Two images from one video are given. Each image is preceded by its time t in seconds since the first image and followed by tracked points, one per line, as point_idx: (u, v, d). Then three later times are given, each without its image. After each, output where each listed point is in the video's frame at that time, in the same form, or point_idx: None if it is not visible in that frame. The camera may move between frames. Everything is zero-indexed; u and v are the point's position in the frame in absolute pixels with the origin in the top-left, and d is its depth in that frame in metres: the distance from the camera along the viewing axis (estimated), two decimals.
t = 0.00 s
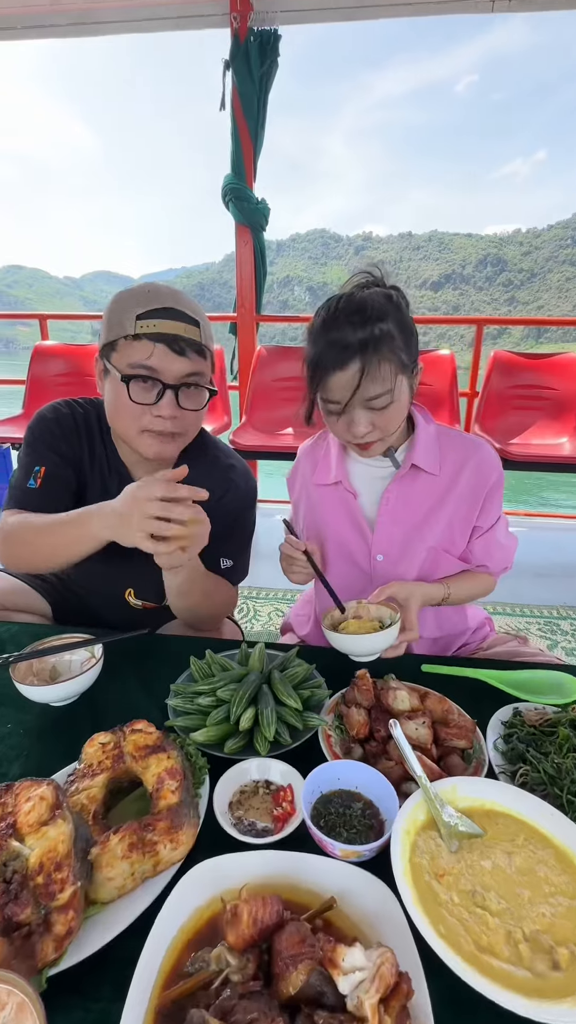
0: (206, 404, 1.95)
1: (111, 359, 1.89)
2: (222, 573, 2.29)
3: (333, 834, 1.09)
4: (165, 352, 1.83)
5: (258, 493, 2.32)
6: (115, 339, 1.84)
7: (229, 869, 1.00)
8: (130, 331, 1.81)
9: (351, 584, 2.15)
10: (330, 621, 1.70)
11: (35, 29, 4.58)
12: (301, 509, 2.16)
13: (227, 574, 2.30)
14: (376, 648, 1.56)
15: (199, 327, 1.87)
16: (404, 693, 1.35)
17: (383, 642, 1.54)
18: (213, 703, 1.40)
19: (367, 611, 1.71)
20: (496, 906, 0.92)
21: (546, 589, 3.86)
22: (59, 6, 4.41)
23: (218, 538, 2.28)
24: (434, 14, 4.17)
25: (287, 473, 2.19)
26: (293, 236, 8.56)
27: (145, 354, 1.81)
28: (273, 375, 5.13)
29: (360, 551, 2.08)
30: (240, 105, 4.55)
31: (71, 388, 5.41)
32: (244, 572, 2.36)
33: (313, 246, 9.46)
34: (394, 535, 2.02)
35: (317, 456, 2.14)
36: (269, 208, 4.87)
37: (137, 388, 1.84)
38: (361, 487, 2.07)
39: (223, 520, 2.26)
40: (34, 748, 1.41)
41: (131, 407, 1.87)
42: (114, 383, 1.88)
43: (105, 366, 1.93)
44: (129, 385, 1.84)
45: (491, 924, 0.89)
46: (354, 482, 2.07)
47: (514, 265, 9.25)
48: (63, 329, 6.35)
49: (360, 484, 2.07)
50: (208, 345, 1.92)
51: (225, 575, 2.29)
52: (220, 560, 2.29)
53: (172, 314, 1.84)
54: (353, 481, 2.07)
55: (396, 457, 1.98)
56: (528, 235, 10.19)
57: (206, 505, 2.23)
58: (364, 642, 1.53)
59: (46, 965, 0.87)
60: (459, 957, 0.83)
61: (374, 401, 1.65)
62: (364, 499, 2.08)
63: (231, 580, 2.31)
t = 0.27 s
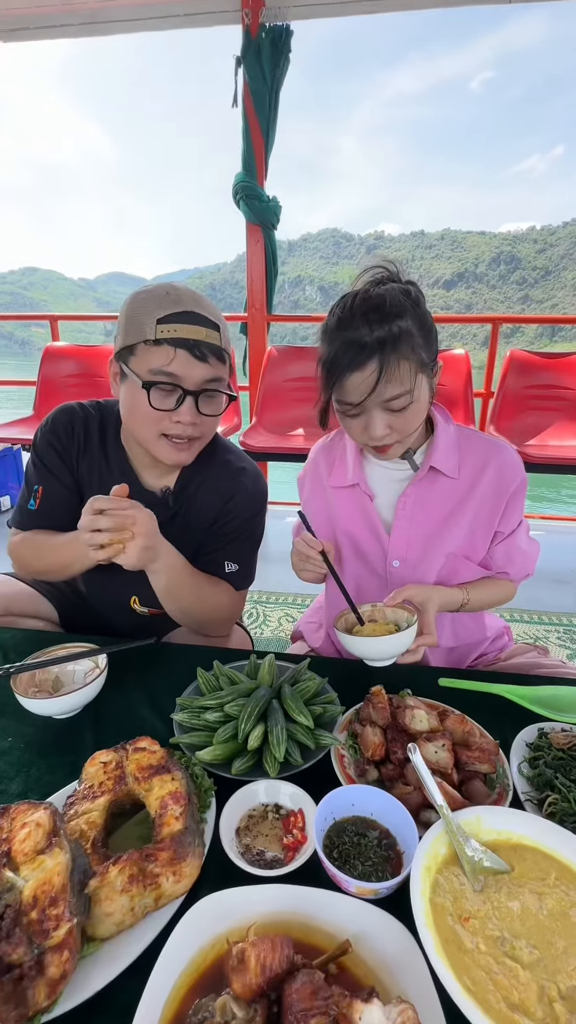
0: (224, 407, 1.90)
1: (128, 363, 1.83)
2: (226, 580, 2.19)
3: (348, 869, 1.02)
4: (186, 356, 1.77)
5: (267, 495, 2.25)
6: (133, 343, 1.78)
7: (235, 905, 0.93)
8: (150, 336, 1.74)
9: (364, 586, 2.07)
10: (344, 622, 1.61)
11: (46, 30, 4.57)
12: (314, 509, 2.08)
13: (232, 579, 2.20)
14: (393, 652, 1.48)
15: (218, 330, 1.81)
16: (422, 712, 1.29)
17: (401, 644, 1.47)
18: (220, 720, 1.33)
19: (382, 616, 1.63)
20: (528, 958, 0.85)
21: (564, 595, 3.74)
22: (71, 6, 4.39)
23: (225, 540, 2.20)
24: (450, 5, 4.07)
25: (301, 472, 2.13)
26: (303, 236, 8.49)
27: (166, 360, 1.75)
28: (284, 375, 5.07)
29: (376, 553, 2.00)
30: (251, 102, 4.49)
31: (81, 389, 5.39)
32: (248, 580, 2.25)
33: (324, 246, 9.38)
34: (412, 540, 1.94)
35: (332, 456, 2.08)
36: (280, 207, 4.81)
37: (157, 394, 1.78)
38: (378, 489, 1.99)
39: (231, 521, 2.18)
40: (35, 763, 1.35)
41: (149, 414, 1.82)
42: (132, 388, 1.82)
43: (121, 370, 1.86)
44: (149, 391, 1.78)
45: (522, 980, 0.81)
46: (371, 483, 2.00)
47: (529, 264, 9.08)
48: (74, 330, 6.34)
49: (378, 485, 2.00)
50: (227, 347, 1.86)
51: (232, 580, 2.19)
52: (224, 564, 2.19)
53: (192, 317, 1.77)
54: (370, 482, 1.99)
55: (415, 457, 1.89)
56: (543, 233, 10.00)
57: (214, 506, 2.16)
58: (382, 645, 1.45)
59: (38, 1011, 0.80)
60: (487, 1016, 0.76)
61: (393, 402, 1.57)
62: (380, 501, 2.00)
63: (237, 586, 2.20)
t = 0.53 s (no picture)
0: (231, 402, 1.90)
1: (137, 359, 1.81)
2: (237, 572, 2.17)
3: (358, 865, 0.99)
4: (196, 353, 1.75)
5: (273, 488, 2.23)
6: (143, 341, 1.75)
7: (243, 900, 0.91)
8: (160, 334, 1.72)
9: (375, 579, 2.04)
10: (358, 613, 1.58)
11: (60, 34, 4.62)
12: (326, 502, 2.06)
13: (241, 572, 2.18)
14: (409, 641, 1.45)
15: (227, 326, 1.79)
16: (434, 708, 1.25)
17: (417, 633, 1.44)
18: (229, 714, 1.31)
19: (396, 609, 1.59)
20: (546, 960, 0.81)
21: None
22: (84, 10, 4.43)
23: (233, 533, 2.18)
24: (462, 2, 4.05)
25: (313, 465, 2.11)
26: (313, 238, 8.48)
27: (177, 358, 1.73)
28: (294, 375, 5.06)
29: (389, 546, 1.97)
30: (262, 103, 4.50)
31: (91, 389, 5.42)
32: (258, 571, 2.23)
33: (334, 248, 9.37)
34: (426, 533, 1.91)
35: (345, 448, 2.06)
36: (291, 206, 4.81)
37: (168, 393, 1.77)
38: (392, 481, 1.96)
39: (239, 514, 2.17)
40: (41, 755, 1.34)
41: (159, 411, 1.81)
42: (141, 385, 1.80)
43: (129, 366, 1.84)
44: (160, 389, 1.76)
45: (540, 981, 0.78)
46: (384, 476, 1.97)
47: (542, 264, 8.98)
48: (85, 331, 6.40)
49: (391, 478, 1.97)
50: (234, 342, 1.85)
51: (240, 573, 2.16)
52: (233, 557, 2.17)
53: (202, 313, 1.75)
54: (384, 474, 1.96)
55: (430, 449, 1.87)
56: (556, 232, 9.90)
57: (222, 498, 2.15)
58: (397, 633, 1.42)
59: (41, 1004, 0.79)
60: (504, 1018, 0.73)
61: (410, 388, 1.55)
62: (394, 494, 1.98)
63: (246, 579, 2.18)
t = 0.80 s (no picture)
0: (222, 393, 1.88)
1: (125, 352, 1.77)
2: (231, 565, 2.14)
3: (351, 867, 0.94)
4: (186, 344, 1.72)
5: (266, 480, 2.19)
6: (131, 333, 1.71)
7: (229, 902, 0.86)
8: (149, 325, 1.68)
9: (375, 574, 1.99)
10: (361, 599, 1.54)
11: (63, 35, 4.64)
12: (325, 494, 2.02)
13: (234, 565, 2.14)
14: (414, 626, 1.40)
15: (216, 314, 1.75)
16: (433, 703, 1.20)
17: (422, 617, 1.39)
18: (220, 709, 1.27)
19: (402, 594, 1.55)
20: (550, 968, 0.76)
21: None
22: (86, 11, 4.45)
23: (226, 526, 2.14)
24: None
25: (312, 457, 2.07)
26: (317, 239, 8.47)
27: (167, 349, 1.69)
28: (296, 373, 5.02)
29: (390, 539, 1.92)
30: (264, 101, 4.49)
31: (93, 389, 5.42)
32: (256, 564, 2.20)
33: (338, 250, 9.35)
34: (430, 527, 1.86)
35: (347, 440, 2.02)
36: (293, 204, 4.79)
37: (158, 386, 1.74)
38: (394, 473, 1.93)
39: (231, 507, 2.13)
40: (27, 751, 1.30)
41: (150, 405, 1.78)
42: (130, 379, 1.77)
43: (117, 358, 1.81)
44: (150, 383, 1.73)
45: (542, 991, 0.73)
46: (387, 468, 1.94)
47: (548, 264, 8.91)
48: (88, 332, 6.40)
49: (393, 470, 1.93)
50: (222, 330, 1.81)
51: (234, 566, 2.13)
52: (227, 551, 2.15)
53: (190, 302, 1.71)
54: (386, 467, 1.93)
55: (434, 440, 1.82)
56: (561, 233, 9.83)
57: (213, 491, 2.11)
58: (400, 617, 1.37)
59: (12, 1010, 0.74)
60: None
61: (416, 371, 1.51)
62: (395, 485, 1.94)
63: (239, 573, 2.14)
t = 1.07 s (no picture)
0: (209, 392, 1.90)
1: (112, 352, 1.80)
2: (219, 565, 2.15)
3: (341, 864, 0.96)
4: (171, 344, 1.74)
5: (256, 480, 2.21)
6: (116, 333, 1.74)
7: (220, 898, 0.87)
8: (134, 326, 1.70)
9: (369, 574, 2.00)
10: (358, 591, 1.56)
11: (64, 46, 4.71)
12: (319, 495, 2.04)
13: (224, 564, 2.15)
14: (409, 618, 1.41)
15: (200, 315, 1.78)
16: (423, 703, 1.20)
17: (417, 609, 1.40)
18: (214, 709, 1.28)
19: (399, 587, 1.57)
20: (534, 962, 0.77)
21: None
22: (87, 22, 4.51)
23: (217, 526, 2.16)
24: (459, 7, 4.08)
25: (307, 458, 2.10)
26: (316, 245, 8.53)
27: (152, 349, 1.72)
28: (294, 377, 5.05)
29: (385, 539, 1.94)
30: (261, 109, 4.55)
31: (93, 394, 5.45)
32: (244, 565, 2.19)
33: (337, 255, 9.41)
34: (427, 528, 1.88)
35: (344, 442, 2.05)
36: (291, 210, 4.84)
37: (144, 385, 1.76)
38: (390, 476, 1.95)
39: (223, 506, 2.15)
40: (23, 751, 1.32)
41: (136, 403, 1.80)
42: (117, 379, 1.80)
43: (105, 359, 1.83)
44: (136, 382, 1.76)
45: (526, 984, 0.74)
46: (383, 471, 1.96)
47: (546, 268, 8.95)
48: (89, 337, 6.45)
49: (389, 472, 1.96)
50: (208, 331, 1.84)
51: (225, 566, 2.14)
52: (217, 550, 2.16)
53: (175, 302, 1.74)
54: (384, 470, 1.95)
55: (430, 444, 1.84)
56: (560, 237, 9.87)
57: (204, 490, 2.13)
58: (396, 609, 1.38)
59: (6, 1002, 0.76)
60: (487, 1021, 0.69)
61: (414, 377, 1.53)
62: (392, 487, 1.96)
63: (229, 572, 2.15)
